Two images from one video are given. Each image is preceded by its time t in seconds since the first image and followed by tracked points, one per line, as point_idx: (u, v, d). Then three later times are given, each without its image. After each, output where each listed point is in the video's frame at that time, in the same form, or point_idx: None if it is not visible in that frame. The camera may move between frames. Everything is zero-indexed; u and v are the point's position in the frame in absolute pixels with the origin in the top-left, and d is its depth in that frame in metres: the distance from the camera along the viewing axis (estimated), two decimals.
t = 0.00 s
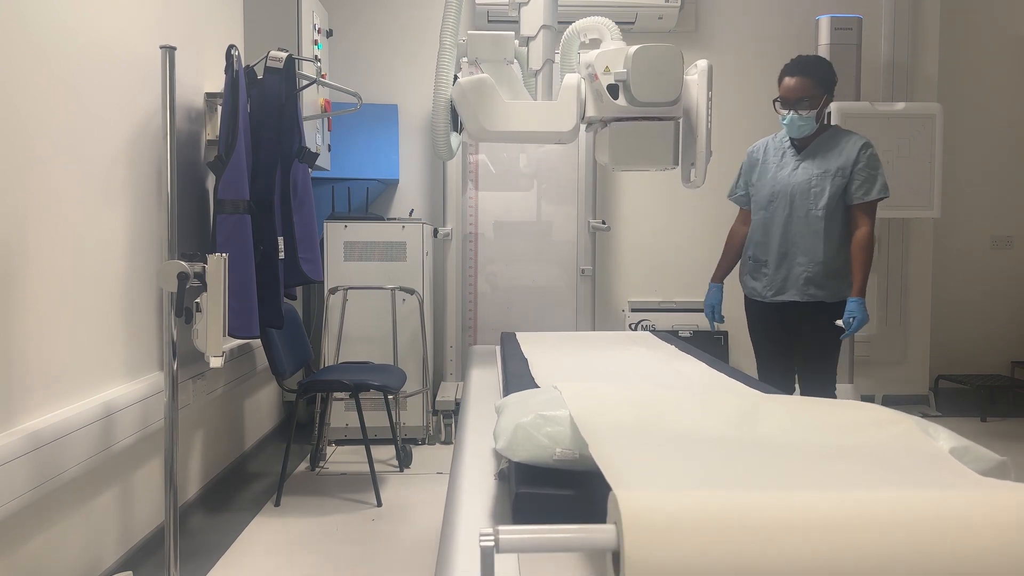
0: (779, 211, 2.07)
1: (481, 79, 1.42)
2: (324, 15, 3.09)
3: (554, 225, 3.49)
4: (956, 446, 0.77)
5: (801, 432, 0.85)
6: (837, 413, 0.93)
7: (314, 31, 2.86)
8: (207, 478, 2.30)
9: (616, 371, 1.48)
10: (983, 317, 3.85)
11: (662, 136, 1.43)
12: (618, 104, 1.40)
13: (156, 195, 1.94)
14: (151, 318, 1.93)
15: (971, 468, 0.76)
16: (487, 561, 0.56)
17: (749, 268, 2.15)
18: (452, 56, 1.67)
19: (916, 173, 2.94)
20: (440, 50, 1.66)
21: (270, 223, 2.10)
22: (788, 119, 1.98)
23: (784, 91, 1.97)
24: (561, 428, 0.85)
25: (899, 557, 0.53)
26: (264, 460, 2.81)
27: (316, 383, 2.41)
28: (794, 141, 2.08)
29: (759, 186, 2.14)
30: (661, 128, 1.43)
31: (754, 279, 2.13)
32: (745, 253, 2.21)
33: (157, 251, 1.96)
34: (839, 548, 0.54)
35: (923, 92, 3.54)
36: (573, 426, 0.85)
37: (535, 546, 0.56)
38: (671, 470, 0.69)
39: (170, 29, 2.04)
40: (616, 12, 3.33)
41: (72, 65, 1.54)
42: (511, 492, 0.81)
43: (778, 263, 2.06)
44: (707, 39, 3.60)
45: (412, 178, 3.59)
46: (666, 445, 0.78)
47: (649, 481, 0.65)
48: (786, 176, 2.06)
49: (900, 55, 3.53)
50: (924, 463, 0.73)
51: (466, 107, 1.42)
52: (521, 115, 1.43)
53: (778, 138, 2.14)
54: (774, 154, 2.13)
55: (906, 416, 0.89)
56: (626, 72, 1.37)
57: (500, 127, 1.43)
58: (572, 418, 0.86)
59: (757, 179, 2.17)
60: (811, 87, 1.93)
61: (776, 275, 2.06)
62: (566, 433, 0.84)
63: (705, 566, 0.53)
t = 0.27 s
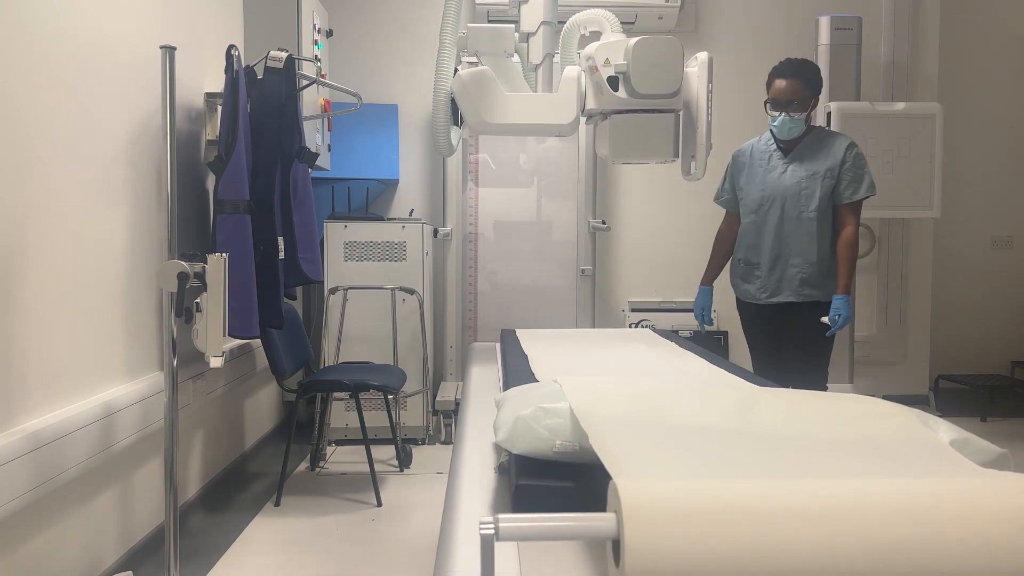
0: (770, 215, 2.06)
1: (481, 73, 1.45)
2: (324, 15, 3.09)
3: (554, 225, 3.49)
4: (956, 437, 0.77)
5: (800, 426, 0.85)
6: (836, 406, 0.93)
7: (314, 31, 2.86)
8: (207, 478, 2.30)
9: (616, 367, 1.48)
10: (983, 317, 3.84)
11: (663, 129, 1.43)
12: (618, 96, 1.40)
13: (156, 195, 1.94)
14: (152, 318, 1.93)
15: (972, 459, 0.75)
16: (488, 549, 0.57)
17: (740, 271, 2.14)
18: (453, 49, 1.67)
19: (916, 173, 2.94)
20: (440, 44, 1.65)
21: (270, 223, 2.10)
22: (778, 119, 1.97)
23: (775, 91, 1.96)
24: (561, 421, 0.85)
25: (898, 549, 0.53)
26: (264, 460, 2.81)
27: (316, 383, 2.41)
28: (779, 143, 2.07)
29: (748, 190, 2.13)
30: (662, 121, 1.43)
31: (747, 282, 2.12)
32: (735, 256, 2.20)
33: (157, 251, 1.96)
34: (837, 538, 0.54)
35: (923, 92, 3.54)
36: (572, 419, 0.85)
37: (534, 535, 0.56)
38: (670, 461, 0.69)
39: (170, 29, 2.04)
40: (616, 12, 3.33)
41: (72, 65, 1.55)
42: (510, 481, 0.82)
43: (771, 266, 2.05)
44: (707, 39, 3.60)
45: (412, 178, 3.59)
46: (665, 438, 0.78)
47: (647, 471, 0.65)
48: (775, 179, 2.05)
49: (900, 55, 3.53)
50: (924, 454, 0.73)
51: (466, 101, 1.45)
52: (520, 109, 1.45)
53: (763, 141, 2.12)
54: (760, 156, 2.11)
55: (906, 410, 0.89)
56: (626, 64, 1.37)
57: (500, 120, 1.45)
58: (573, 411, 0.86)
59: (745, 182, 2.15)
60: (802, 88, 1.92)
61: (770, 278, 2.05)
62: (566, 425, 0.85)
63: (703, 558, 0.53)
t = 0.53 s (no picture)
0: (774, 216, 2.05)
1: (482, 65, 1.41)
2: (324, 15, 3.10)
3: (554, 225, 3.49)
4: (955, 430, 0.77)
5: (800, 418, 0.85)
6: (837, 400, 0.93)
7: (314, 31, 2.86)
8: (207, 478, 2.30)
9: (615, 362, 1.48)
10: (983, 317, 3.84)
11: (664, 121, 1.42)
12: (619, 89, 1.40)
13: (156, 195, 1.94)
14: (152, 318, 1.93)
15: (971, 451, 0.74)
16: (488, 537, 0.56)
17: (743, 274, 2.11)
18: (453, 41, 1.66)
19: (916, 173, 2.94)
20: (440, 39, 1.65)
21: (270, 223, 2.10)
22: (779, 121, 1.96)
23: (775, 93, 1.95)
24: (561, 413, 0.85)
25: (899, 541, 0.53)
26: (264, 460, 2.81)
27: (316, 383, 2.41)
28: (777, 144, 2.08)
29: (750, 192, 2.10)
30: (663, 114, 1.42)
31: (750, 285, 2.09)
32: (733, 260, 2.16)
33: (157, 251, 1.96)
34: (837, 530, 0.53)
35: (923, 92, 3.54)
36: (572, 411, 0.85)
37: (534, 523, 0.56)
38: (671, 452, 0.69)
39: (170, 29, 2.04)
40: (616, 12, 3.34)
41: (72, 64, 1.55)
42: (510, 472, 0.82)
43: (777, 268, 2.04)
44: (707, 39, 3.60)
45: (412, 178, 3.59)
46: (665, 430, 0.78)
47: (647, 461, 0.65)
48: (779, 179, 2.04)
49: (900, 55, 3.53)
50: (924, 446, 0.72)
51: (466, 94, 1.42)
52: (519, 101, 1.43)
53: (760, 142, 2.12)
54: (760, 158, 2.10)
55: (906, 403, 0.89)
56: (627, 56, 1.37)
57: (502, 113, 1.43)
58: (572, 403, 0.86)
59: (745, 183, 2.13)
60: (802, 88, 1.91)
61: (776, 280, 2.03)
62: (566, 417, 0.84)
63: (703, 550, 0.52)
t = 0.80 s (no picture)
0: (791, 216, 2.03)
1: (482, 56, 1.41)
2: (324, 15, 3.10)
3: (554, 225, 3.49)
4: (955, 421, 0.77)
5: (801, 411, 0.85)
6: (837, 392, 0.93)
7: (314, 31, 2.86)
8: (207, 478, 2.30)
9: (614, 360, 1.48)
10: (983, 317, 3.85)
11: (663, 114, 1.43)
12: (619, 81, 1.40)
13: (156, 195, 1.94)
14: (152, 318, 1.93)
15: (971, 443, 0.75)
16: (487, 526, 0.56)
17: (755, 274, 2.07)
18: (453, 29, 1.65)
19: (915, 173, 2.94)
20: (442, 26, 1.64)
21: (270, 223, 2.10)
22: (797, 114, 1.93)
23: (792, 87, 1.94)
24: (561, 405, 0.85)
25: (898, 534, 0.53)
26: (264, 460, 2.81)
27: (316, 383, 2.41)
28: (789, 143, 2.07)
29: (766, 191, 2.07)
30: (662, 106, 1.43)
31: (764, 286, 2.05)
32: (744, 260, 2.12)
33: (157, 251, 1.96)
34: (837, 521, 0.53)
35: (923, 92, 3.54)
36: (572, 403, 0.85)
37: (535, 512, 0.56)
38: (672, 444, 0.69)
39: (170, 29, 2.04)
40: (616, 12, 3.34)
41: (72, 64, 1.54)
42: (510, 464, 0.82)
43: (793, 269, 2.01)
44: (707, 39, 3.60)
45: (412, 178, 3.59)
46: (665, 423, 0.77)
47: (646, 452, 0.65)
48: (796, 178, 2.03)
49: (900, 55, 3.53)
50: (924, 439, 0.72)
51: (465, 84, 1.41)
52: (519, 92, 1.42)
53: (772, 141, 2.10)
54: (774, 157, 2.08)
55: (908, 395, 0.89)
56: (626, 49, 1.37)
57: (500, 105, 1.42)
58: (572, 395, 0.86)
59: (759, 182, 2.09)
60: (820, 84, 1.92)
61: (791, 281, 2.01)
62: (566, 409, 0.85)
63: (703, 542, 0.52)
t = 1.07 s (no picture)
0: (831, 215, 1.93)
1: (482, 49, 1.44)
2: (324, 15, 3.10)
3: (554, 225, 3.49)
4: (956, 414, 0.77)
5: (801, 403, 0.84)
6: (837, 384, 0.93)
7: (314, 31, 2.86)
8: (207, 478, 2.30)
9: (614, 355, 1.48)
10: (983, 317, 3.84)
11: (664, 110, 1.42)
12: (618, 72, 1.39)
13: (156, 196, 1.94)
14: (152, 318, 1.93)
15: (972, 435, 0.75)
16: (487, 515, 0.55)
17: (791, 276, 1.96)
18: (456, 19, 1.69)
19: (916, 173, 2.95)
20: (444, 14, 1.68)
21: (270, 223, 2.10)
22: (843, 104, 1.89)
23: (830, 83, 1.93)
24: (561, 399, 0.85)
25: (898, 524, 0.53)
26: (264, 460, 2.81)
27: (316, 383, 2.41)
28: (823, 140, 1.99)
29: (806, 188, 1.95)
30: (661, 99, 1.42)
31: (800, 289, 1.94)
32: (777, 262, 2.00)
33: (157, 251, 1.96)
34: (836, 512, 0.53)
35: (923, 92, 3.54)
36: (573, 396, 0.85)
37: (534, 500, 0.56)
38: (671, 435, 0.69)
39: (170, 29, 2.04)
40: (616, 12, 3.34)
41: (72, 65, 1.55)
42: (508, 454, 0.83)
43: (832, 271, 1.92)
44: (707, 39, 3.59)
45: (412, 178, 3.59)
46: (665, 416, 0.77)
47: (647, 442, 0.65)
48: (835, 176, 1.93)
49: (900, 55, 3.52)
50: (925, 431, 0.72)
51: (466, 77, 1.44)
52: (520, 84, 1.44)
53: (807, 137, 2.00)
54: (811, 153, 1.98)
55: (907, 387, 0.89)
56: (626, 41, 1.37)
57: (500, 97, 1.44)
58: (573, 388, 0.86)
59: (797, 179, 1.98)
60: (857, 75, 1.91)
61: (830, 283, 1.92)
62: (566, 402, 0.85)
63: (704, 533, 0.52)
